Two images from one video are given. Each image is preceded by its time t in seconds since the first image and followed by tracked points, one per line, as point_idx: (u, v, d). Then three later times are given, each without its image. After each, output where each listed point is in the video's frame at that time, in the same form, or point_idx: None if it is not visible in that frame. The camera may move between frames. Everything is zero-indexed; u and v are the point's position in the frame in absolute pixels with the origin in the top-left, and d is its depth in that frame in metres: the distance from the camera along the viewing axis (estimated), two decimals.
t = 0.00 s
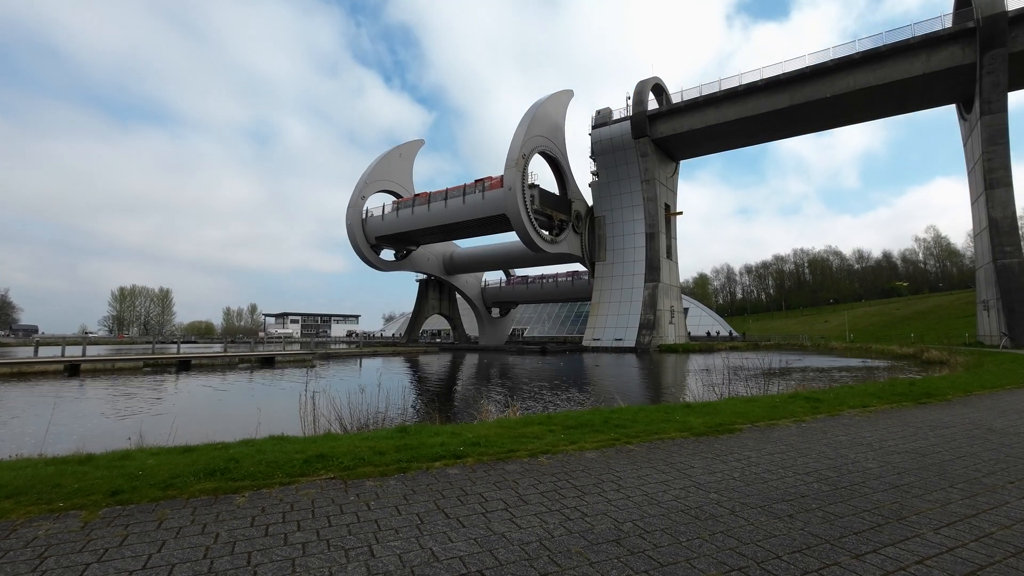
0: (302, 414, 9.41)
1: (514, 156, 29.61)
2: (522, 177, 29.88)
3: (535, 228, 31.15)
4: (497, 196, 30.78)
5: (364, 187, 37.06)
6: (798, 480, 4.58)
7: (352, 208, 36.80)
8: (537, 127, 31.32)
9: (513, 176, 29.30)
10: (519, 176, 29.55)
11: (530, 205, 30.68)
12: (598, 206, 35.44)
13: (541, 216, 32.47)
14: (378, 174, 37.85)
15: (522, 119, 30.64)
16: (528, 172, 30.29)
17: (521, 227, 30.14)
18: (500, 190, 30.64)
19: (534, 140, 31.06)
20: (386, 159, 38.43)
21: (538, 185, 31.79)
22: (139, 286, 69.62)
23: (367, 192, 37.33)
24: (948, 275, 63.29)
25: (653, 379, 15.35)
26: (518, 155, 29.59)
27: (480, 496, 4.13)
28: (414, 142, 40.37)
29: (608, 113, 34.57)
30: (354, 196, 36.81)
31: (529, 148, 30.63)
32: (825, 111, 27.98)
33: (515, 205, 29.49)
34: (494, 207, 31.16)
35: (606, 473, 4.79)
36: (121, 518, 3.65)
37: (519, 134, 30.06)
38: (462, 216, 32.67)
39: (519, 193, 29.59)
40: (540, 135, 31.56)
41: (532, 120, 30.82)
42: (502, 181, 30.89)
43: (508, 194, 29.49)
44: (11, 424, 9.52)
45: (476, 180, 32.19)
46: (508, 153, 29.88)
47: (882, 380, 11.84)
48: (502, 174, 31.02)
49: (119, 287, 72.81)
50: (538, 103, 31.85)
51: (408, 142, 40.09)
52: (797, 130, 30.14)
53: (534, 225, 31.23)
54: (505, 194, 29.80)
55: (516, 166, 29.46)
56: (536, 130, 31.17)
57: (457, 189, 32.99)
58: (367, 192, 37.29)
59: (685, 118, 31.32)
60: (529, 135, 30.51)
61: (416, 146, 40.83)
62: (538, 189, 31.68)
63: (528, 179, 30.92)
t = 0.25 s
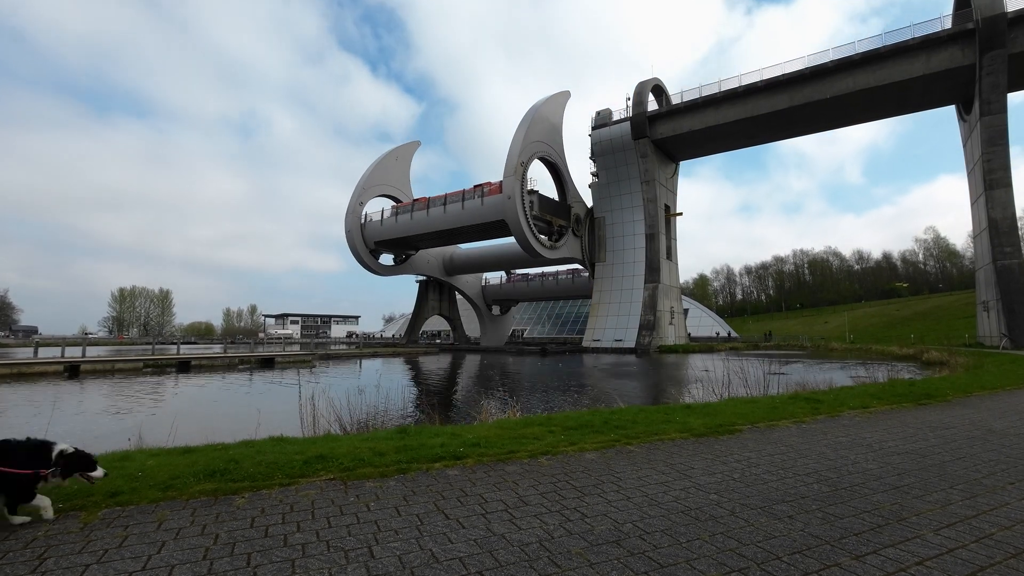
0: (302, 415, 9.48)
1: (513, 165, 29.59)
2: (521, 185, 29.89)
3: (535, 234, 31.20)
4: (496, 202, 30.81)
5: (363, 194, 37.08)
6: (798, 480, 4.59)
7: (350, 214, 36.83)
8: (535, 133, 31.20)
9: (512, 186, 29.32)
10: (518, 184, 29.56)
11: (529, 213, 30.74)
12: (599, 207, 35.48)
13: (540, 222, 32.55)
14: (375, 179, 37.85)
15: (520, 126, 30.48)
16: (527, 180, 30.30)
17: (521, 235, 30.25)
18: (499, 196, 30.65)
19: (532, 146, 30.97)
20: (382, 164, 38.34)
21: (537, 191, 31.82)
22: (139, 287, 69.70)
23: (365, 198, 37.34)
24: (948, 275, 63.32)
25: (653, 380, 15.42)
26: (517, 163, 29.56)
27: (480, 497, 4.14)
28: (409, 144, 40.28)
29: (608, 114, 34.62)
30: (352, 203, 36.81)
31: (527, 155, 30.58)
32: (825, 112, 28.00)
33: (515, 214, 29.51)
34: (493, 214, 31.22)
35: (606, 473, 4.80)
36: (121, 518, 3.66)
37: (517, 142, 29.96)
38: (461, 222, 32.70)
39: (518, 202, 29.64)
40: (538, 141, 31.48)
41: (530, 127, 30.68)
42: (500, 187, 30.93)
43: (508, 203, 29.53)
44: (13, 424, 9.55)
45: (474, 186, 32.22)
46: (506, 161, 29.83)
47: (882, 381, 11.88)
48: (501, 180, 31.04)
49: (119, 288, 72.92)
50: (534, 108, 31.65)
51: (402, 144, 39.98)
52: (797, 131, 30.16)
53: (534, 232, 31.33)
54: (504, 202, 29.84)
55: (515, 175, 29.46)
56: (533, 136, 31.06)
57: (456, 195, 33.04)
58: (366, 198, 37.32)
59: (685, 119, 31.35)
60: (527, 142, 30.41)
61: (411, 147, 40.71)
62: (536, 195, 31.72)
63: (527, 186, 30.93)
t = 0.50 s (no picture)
0: (302, 415, 9.50)
1: (512, 171, 29.61)
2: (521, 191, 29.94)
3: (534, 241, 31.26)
4: (495, 208, 30.86)
5: (361, 199, 37.09)
6: (798, 480, 4.59)
7: (349, 220, 36.92)
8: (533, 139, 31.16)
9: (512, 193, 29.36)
10: (517, 190, 29.62)
11: (529, 219, 30.81)
12: (598, 207, 35.48)
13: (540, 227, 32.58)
14: (373, 184, 37.80)
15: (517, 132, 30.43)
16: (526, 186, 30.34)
17: (521, 241, 30.35)
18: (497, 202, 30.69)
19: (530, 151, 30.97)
20: (379, 168, 38.28)
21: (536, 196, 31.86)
22: (139, 287, 69.71)
23: (363, 204, 37.33)
24: (948, 275, 63.34)
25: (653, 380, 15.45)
26: (515, 170, 29.60)
27: (480, 497, 4.14)
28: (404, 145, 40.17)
29: (608, 114, 34.61)
30: (350, 209, 36.86)
31: (525, 161, 30.56)
32: (825, 112, 27.99)
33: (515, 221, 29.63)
34: (492, 219, 31.27)
35: (606, 473, 4.81)
36: (122, 518, 3.66)
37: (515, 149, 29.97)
38: (460, 227, 32.75)
39: (518, 209, 29.71)
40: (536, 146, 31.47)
41: (528, 132, 30.61)
42: (499, 192, 30.97)
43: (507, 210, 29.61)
44: (12, 424, 9.56)
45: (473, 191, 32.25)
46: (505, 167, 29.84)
47: (882, 381, 11.89)
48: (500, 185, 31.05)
49: (120, 288, 72.94)
50: (531, 112, 31.50)
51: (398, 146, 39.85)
52: (797, 131, 30.15)
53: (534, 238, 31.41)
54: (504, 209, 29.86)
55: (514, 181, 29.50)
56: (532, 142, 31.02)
57: (455, 200, 33.08)
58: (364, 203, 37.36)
59: (685, 119, 31.34)
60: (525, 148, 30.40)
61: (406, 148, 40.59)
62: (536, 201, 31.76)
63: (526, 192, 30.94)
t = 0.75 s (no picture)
0: (302, 415, 9.49)
1: (510, 178, 29.54)
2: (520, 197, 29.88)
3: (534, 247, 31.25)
4: (494, 213, 30.83)
5: (358, 205, 37.07)
6: (798, 480, 4.60)
7: (347, 226, 37.01)
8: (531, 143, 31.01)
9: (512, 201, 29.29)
10: (516, 197, 29.56)
11: (528, 224, 30.78)
12: (598, 207, 35.48)
13: (540, 232, 32.57)
14: (370, 188, 37.74)
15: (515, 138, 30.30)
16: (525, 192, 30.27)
17: (521, 248, 30.33)
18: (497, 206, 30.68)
19: (528, 157, 30.84)
20: (375, 172, 38.12)
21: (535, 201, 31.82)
22: (139, 287, 69.70)
23: (361, 209, 37.30)
24: (948, 275, 63.32)
25: (653, 380, 15.46)
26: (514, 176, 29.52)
27: (480, 497, 4.14)
28: (400, 147, 39.94)
29: (608, 113, 34.61)
30: (349, 215, 36.88)
31: (524, 167, 30.45)
32: (826, 111, 27.98)
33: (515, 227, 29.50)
34: (492, 225, 31.26)
35: (606, 473, 4.81)
36: (122, 518, 3.66)
37: (513, 156, 29.85)
38: (459, 232, 32.75)
39: (518, 215, 29.65)
40: (534, 151, 31.33)
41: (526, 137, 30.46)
42: (498, 197, 31.00)
43: (506, 216, 29.56)
44: (11, 424, 9.55)
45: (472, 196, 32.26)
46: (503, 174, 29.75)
47: (882, 381, 11.92)
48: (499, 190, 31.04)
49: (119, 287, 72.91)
50: (528, 114, 31.19)
51: (393, 148, 39.61)
52: (797, 130, 30.15)
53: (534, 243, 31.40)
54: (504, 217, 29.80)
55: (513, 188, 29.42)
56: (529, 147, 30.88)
57: (455, 205, 33.09)
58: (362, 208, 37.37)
59: (685, 119, 31.35)
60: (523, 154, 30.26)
61: (402, 149, 40.36)
62: (535, 206, 31.71)
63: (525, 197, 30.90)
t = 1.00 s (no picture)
0: (302, 415, 9.52)
1: (510, 187, 29.45)
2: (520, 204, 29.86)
3: (535, 254, 31.26)
4: (494, 219, 30.87)
5: (357, 211, 37.08)
6: (798, 480, 4.60)
7: (347, 232, 37.06)
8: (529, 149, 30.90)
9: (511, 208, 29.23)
10: (516, 204, 29.52)
11: (528, 230, 30.79)
12: (598, 207, 35.51)
13: (540, 238, 32.61)
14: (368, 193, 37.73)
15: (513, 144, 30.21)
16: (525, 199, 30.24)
17: (521, 254, 30.32)
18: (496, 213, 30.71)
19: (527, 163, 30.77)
20: (373, 176, 38.03)
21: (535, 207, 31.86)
22: (139, 287, 69.75)
23: (360, 214, 37.34)
24: (948, 276, 63.34)
25: (654, 380, 15.51)
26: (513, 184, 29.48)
27: (480, 497, 4.14)
28: (397, 149, 39.80)
29: (608, 114, 34.63)
30: (348, 221, 36.87)
31: (523, 174, 30.44)
32: (826, 112, 28.00)
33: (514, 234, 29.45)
34: (491, 230, 31.30)
35: (605, 473, 4.82)
36: (121, 518, 3.66)
37: (512, 163, 29.76)
38: (459, 238, 32.80)
39: (518, 222, 29.63)
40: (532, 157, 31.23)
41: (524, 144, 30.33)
42: (497, 203, 31.05)
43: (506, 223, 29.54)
44: (12, 424, 9.58)
45: (472, 202, 32.31)
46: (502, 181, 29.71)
47: (882, 381, 11.95)
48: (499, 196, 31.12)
49: (120, 288, 72.96)
50: (526, 119, 30.98)
51: (390, 151, 39.52)
52: (797, 131, 30.16)
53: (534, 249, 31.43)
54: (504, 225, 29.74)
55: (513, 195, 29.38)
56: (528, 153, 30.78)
57: (455, 210, 33.14)
58: (361, 213, 37.40)
59: (686, 119, 31.37)
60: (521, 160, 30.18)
61: (398, 151, 40.28)
62: (534, 212, 31.74)
63: (525, 203, 30.91)
